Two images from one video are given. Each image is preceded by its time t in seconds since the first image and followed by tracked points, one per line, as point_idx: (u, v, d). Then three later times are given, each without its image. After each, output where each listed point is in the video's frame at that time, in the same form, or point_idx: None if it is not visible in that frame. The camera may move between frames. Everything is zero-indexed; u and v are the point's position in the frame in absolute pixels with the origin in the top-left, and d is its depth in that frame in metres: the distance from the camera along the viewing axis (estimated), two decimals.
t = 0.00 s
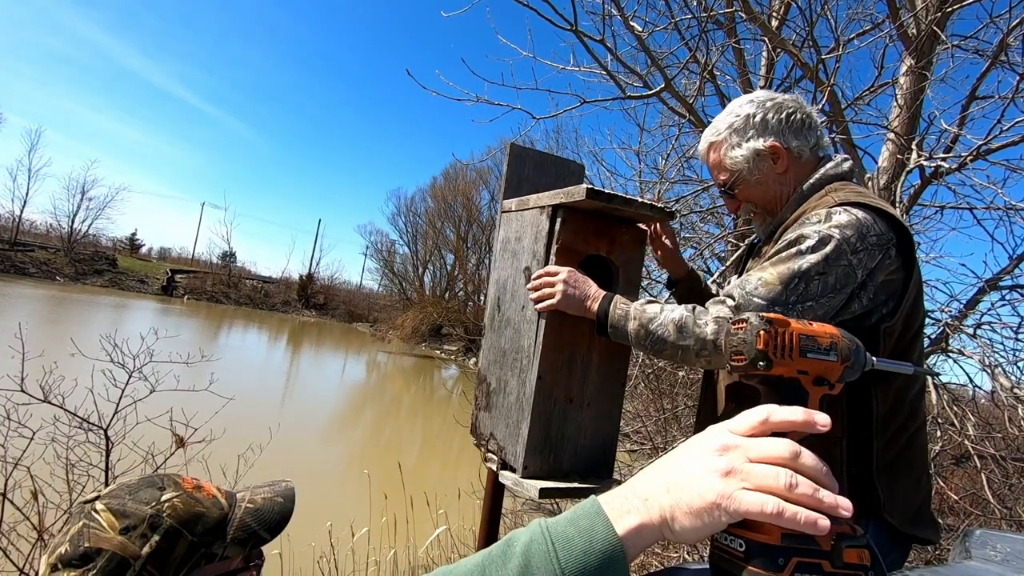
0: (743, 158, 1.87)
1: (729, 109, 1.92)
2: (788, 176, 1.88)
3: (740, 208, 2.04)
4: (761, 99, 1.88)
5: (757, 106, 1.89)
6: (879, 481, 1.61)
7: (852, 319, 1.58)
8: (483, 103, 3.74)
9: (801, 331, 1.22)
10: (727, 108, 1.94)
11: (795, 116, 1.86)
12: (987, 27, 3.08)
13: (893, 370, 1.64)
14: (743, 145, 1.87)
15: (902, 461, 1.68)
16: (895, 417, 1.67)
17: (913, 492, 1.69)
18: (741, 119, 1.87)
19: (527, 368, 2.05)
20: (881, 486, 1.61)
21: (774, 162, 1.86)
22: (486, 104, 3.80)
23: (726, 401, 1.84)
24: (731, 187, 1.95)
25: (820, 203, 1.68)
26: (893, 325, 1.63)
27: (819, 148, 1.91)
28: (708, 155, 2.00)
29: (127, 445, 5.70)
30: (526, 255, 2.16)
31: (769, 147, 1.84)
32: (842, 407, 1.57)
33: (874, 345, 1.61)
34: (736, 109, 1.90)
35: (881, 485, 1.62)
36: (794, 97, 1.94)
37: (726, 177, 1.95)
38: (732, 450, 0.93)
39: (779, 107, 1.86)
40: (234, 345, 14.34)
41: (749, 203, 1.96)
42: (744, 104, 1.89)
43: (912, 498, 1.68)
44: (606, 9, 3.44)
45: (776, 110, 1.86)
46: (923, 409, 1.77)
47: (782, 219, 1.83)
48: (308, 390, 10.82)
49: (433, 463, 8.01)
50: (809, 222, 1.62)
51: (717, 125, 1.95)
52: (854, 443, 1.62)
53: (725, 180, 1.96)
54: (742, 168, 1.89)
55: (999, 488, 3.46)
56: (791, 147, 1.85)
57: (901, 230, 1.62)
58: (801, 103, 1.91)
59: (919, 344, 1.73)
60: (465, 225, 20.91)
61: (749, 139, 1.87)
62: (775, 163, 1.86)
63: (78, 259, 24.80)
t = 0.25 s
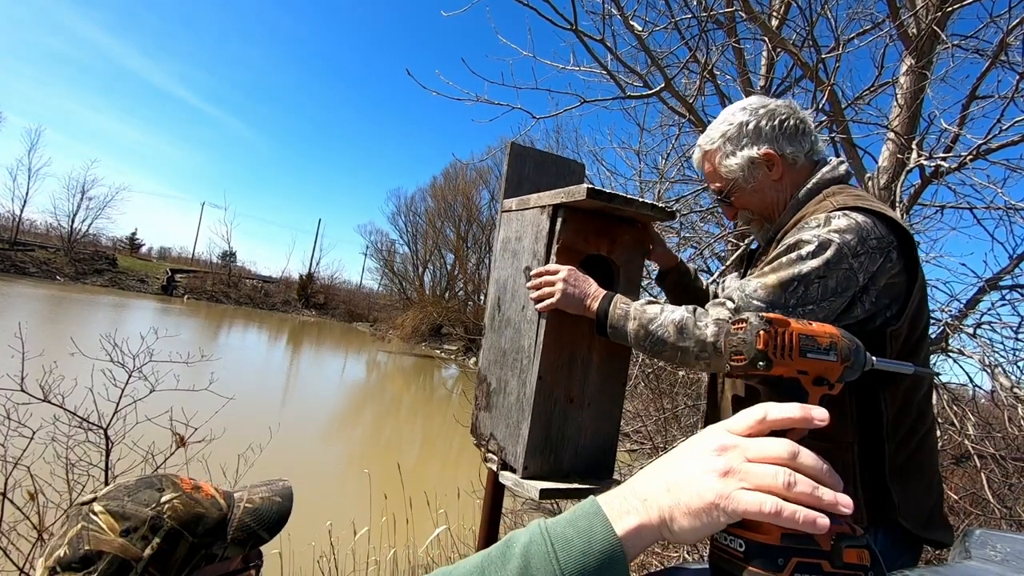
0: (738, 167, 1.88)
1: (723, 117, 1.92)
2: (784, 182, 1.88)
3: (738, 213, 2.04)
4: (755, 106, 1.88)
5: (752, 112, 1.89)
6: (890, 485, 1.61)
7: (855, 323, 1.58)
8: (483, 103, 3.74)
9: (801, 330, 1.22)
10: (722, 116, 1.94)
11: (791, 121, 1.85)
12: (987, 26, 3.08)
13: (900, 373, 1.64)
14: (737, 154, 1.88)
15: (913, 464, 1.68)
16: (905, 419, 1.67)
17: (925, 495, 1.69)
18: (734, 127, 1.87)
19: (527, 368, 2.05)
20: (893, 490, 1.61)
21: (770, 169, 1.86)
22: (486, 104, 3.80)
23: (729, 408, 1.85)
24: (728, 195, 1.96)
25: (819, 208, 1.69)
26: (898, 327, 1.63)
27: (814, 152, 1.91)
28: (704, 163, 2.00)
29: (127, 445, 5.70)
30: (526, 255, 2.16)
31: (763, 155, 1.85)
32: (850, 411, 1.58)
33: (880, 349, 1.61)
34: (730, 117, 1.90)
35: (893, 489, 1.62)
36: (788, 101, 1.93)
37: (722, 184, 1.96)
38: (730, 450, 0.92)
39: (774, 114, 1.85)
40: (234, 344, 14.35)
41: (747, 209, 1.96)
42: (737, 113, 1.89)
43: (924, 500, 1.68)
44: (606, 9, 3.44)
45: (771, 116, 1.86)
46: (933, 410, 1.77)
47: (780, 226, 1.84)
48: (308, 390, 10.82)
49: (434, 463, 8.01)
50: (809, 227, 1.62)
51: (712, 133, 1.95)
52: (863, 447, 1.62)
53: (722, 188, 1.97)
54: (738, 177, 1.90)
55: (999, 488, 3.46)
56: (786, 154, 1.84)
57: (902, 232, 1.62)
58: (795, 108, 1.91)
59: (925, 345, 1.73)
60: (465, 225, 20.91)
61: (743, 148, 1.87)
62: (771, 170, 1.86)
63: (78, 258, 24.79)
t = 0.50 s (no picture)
0: (733, 171, 1.88)
1: (720, 122, 1.93)
2: (781, 187, 1.88)
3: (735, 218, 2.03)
4: (751, 111, 1.88)
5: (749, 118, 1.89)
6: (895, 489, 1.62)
7: (853, 325, 1.58)
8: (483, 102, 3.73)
9: (801, 328, 1.22)
10: (719, 121, 1.94)
11: (787, 127, 1.85)
12: (988, 26, 3.08)
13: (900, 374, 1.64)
14: (733, 157, 1.88)
15: (918, 466, 1.68)
16: (908, 422, 1.67)
17: (931, 497, 1.69)
18: (730, 132, 1.88)
19: (527, 367, 2.05)
20: (897, 493, 1.61)
21: (765, 173, 1.86)
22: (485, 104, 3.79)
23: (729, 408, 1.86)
24: (725, 199, 1.96)
25: (813, 210, 1.69)
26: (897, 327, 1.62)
27: (811, 157, 1.89)
28: (702, 167, 2.01)
29: (127, 444, 5.70)
30: (526, 254, 2.16)
31: (757, 159, 1.85)
32: (852, 414, 1.58)
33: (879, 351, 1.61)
34: (727, 122, 1.91)
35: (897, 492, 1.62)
36: (785, 107, 1.93)
37: (718, 188, 1.96)
38: (726, 448, 0.92)
39: (770, 119, 1.85)
40: (234, 344, 14.34)
41: (745, 214, 1.96)
42: (734, 117, 1.90)
43: (929, 502, 1.68)
44: (606, 8, 3.43)
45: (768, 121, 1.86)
46: (937, 410, 1.76)
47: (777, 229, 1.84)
48: (308, 390, 10.81)
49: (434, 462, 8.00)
50: (803, 230, 1.62)
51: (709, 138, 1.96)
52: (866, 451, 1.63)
53: (719, 193, 1.97)
54: (733, 181, 1.90)
55: (999, 487, 3.46)
56: (781, 158, 1.84)
57: (897, 232, 1.61)
58: (791, 113, 1.90)
59: (926, 344, 1.73)
60: (465, 225, 20.91)
61: (739, 152, 1.88)
62: (766, 174, 1.86)
63: (78, 258, 24.78)
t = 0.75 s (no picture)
0: (735, 171, 1.89)
1: (724, 122, 1.93)
2: (783, 187, 1.88)
3: (736, 218, 2.03)
4: (757, 112, 1.89)
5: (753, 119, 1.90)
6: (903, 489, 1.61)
7: (854, 323, 1.58)
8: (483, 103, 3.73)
9: (802, 330, 1.22)
10: (723, 121, 1.95)
11: (790, 128, 1.85)
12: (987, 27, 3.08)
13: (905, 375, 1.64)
14: (735, 156, 1.89)
15: (926, 468, 1.68)
16: (916, 423, 1.67)
17: (941, 499, 1.69)
18: (734, 131, 1.89)
19: (525, 367, 2.05)
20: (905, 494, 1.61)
21: (767, 173, 1.86)
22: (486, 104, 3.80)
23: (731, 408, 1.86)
24: (726, 199, 1.97)
25: (814, 209, 1.69)
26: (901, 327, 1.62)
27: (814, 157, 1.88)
28: (705, 167, 2.01)
29: (127, 444, 5.70)
30: (525, 254, 2.16)
31: (759, 158, 1.85)
32: (856, 414, 1.59)
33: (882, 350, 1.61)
34: (732, 121, 1.91)
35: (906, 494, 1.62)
36: (790, 108, 1.93)
37: (719, 188, 1.96)
38: (730, 451, 0.92)
39: (775, 120, 1.85)
40: (234, 344, 14.35)
41: (746, 214, 1.96)
42: (739, 117, 1.90)
43: (939, 504, 1.68)
44: (607, 9, 3.44)
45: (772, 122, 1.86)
46: (946, 412, 1.76)
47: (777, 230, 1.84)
48: (308, 390, 10.81)
49: (435, 463, 8.00)
50: (804, 226, 1.63)
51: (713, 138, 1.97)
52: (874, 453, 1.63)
53: (721, 193, 1.97)
54: (734, 180, 1.90)
55: (999, 488, 3.45)
56: (783, 159, 1.84)
57: (899, 230, 1.61)
58: (796, 114, 1.91)
59: (935, 342, 1.72)
60: (465, 225, 20.92)
61: (741, 151, 1.88)
62: (767, 175, 1.86)
63: (78, 258, 24.77)
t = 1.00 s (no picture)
0: (735, 170, 1.89)
1: (725, 121, 1.94)
2: (783, 188, 1.88)
3: (735, 219, 2.03)
4: (759, 112, 1.89)
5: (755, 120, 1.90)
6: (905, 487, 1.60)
7: (855, 322, 1.58)
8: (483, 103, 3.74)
9: (800, 329, 1.22)
10: (725, 121, 1.95)
11: (792, 128, 1.85)
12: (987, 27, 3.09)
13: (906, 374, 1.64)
14: (736, 156, 1.89)
15: (931, 467, 1.67)
16: (920, 421, 1.67)
17: (948, 499, 1.67)
18: (735, 131, 1.89)
19: (528, 366, 2.05)
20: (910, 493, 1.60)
21: (767, 173, 1.86)
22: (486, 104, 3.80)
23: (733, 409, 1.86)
24: (726, 199, 1.96)
25: (813, 208, 1.70)
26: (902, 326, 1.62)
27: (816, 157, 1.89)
28: (706, 167, 2.01)
29: (126, 444, 5.70)
30: (525, 254, 2.16)
31: (760, 158, 1.85)
32: (858, 414, 1.60)
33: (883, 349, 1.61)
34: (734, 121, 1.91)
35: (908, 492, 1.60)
36: (792, 108, 1.93)
37: (720, 187, 1.96)
38: (729, 450, 0.92)
39: (776, 120, 1.86)
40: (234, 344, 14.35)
41: (746, 214, 1.96)
42: (742, 117, 1.90)
43: (946, 504, 1.66)
44: (607, 9, 3.44)
45: (774, 122, 1.86)
46: (952, 411, 1.76)
47: (777, 229, 1.84)
48: (308, 390, 10.82)
49: (436, 463, 7.99)
50: (802, 226, 1.63)
51: (715, 137, 1.97)
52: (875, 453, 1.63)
53: (722, 194, 1.97)
54: (735, 180, 1.90)
55: (1000, 488, 3.45)
56: (784, 159, 1.84)
57: (898, 229, 1.61)
58: (798, 114, 1.91)
59: (937, 341, 1.72)
60: (465, 225, 20.92)
61: (742, 151, 1.88)
62: (768, 175, 1.86)
63: (78, 258, 24.77)
